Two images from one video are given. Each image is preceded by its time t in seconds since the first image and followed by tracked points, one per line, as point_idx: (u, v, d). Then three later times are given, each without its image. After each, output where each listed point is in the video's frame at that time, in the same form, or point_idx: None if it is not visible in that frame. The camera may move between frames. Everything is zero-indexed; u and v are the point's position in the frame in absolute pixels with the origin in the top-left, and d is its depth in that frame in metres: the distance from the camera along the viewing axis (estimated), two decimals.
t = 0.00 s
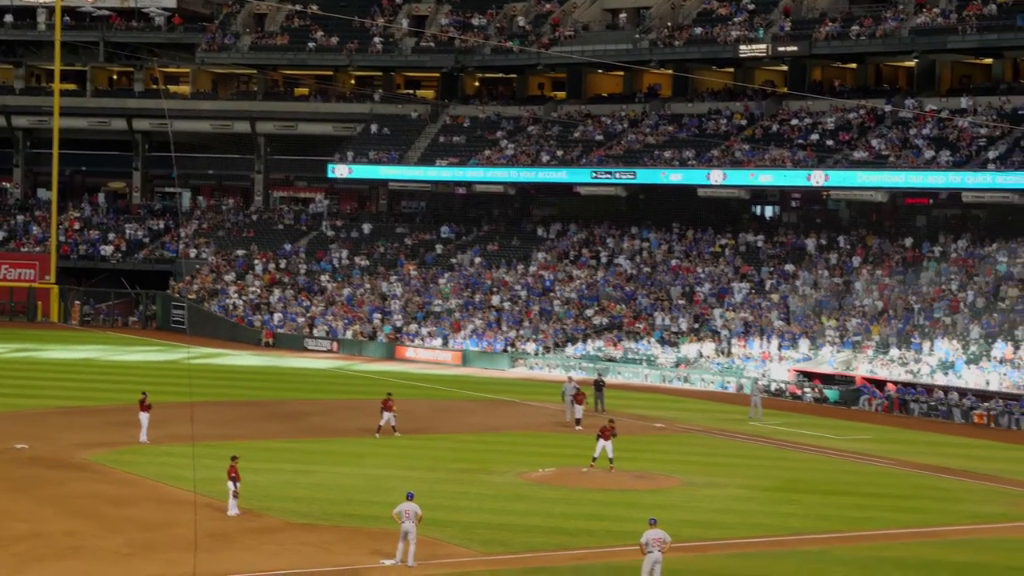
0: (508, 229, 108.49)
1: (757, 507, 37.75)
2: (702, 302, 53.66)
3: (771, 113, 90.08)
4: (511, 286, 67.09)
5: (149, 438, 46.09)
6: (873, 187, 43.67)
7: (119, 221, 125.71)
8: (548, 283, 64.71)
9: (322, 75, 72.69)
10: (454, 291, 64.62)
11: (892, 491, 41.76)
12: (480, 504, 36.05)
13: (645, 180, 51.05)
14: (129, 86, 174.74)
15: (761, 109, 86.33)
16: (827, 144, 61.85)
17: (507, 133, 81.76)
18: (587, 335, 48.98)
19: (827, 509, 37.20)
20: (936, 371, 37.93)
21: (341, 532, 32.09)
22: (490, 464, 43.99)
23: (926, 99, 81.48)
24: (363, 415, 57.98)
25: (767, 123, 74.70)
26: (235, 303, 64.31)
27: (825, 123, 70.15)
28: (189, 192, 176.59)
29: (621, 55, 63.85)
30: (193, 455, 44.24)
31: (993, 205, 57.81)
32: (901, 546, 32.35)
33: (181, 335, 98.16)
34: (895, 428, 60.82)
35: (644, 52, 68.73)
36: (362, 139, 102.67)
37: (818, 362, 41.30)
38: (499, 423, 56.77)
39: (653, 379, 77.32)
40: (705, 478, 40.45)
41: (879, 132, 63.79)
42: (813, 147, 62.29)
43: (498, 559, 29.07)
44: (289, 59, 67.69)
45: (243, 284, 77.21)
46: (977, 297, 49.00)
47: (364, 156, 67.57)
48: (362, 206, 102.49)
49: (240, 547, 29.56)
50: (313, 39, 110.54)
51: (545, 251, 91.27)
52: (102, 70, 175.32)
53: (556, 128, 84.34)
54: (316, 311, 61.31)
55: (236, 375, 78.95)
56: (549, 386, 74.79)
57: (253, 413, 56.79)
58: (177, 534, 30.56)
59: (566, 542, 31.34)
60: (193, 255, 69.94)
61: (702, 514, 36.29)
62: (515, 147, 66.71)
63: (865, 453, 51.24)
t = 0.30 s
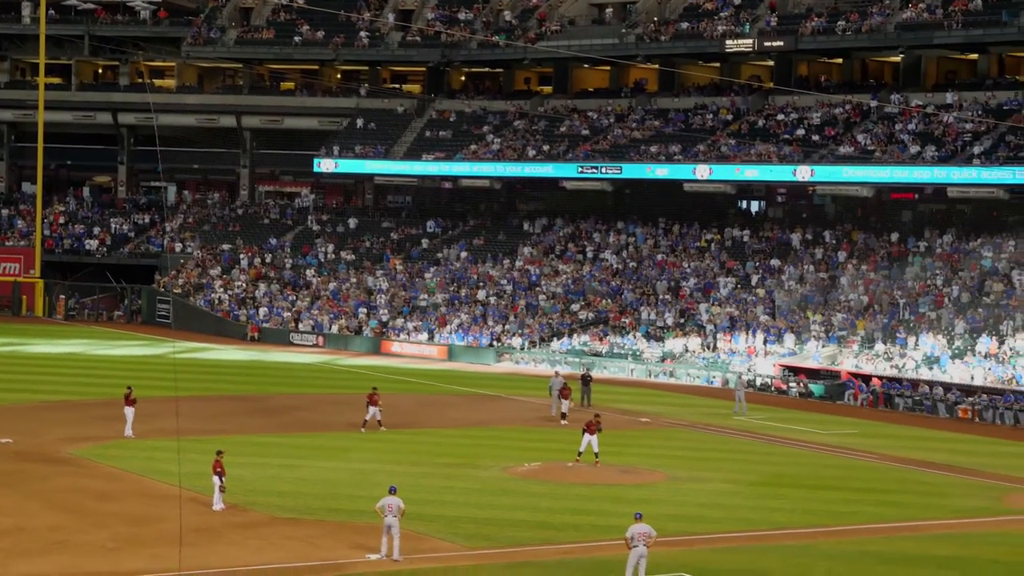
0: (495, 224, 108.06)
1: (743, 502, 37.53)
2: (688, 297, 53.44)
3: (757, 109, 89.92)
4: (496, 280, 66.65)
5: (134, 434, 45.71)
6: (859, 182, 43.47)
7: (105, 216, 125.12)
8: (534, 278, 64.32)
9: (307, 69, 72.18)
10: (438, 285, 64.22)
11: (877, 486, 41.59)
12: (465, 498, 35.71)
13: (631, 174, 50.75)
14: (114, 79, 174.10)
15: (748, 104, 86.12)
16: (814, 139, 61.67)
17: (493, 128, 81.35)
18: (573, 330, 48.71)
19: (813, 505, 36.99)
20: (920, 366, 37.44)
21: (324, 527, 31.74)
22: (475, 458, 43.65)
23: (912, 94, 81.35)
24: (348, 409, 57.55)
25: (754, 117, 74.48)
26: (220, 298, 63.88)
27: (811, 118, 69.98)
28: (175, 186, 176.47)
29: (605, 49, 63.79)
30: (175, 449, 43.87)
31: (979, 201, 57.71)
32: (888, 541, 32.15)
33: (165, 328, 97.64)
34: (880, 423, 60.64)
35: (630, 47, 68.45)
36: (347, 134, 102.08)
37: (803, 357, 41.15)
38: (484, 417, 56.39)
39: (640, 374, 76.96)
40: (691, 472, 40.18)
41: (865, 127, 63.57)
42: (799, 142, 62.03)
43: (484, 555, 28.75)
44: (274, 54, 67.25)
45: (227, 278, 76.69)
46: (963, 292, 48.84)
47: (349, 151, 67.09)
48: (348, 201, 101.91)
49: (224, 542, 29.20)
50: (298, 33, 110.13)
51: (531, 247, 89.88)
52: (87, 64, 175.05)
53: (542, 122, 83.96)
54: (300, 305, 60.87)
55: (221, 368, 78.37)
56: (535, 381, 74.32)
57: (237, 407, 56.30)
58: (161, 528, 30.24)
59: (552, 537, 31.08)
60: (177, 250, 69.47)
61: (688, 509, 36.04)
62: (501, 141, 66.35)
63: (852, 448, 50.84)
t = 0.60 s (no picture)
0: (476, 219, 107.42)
1: (726, 498, 37.12)
2: (671, 292, 53.07)
3: (739, 104, 89.59)
4: (477, 275, 66.07)
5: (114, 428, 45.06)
6: (841, 177, 43.16)
7: (84, 209, 124.02)
8: (515, 273, 63.77)
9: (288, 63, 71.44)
10: (418, 280, 63.61)
11: (860, 481, 41.22)
12: (445, 494, 35.16)
13: (614, 169, 50.37)
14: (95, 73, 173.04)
15: (729, 100, 85.17)
16: (796, 135, 61.31)
17: (474, 122, 80.77)
18: (554, 325, 48.26)
19: (795, 500, 36.60)
20: (901, 361, 36.89)
21: (304, 523, 31.21)
22: (456, 453, 43.12)
23: (894, 90, 81.06)
24: (328, 404, 56.88)
25: (736, 113, 74.12)
26: (198, 293, 63.16)
27: (793, 114, 69.69)
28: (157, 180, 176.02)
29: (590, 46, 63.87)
30: (154, 444, 43.23)
31: (961, 196, 57.46)
32: (870, 537, 31.78)
33: (144, 323, 96.71)
34: (861, 418, 60.42)
35: (613, 43, 68.01)
36: (328, 128, 101.24)
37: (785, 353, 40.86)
38: (465, 412, 55.80)
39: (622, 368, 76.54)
40: (674, 467, 39.74)
41: (847, 123, 63.29)
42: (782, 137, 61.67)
43: (465, 552, 28.25)
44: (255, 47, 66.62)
45: (206, 272, 75.94)
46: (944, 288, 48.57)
47: (328, 146, 66.42)
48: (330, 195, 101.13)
49: (202, 538, 28.63)
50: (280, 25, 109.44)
51: (515, 243, 88.75)
52: (69, 58, 174.66)
53: (524, 117, 83.41)
54: (278, 300, 60.27)
55: (200, 363, 77.56)
56: (516, 376, 73.73)
57: (216, 402, 55.61)
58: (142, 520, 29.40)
59: (533, 533, 30.57)
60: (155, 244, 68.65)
61: (671, 504, 35.60)
62: (482, 136, 65.80)
63: (829, 443, 50.15)
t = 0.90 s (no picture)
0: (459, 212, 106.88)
1: (706, 493, 36.66)
2: (651, 289, 52.60)
3: (719, 101, 89.37)
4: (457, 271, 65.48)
5: (93, 424, 44.48)
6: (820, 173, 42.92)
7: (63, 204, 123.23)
8: (495, 269, 63.26)
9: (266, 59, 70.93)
10: (398, 275, 63.03)
11: (841, 476, 40.79)
12: (424, 491, 34.59)
13: (595, 166, 50.00)
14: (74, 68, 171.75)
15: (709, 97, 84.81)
16: (776, 132, 60.97)
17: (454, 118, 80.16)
18: (535, 321, 47.71)
19: (776, 495, 36.15)
20: (880, 359, 36.53)
21: (280, 519, 30.57)
22: (434, 449, 42.58)
23: (874, 87, 80.81)
24: (309, 400, 56.18)
25: (717, 109, 73.81)
26: (177, 289, 62.48)
27: (773, 110, 69.56)
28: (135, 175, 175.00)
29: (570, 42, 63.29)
30: (131, 439, 42.54)
31: (940, 193, 57.33)
32: (849, 533, 31.29)
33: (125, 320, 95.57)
34: (839, 414, 60.09)
35: (594, 38, 67.67)
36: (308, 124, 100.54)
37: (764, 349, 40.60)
38: (446, 408, 55.21)
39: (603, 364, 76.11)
40: (656, 462, 39.24)
41: (826, 120, 62.89)
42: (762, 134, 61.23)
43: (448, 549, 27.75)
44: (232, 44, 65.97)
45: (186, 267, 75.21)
46: (922, 284, 48.24)
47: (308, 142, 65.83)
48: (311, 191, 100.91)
49: (180, 533, 28.07)
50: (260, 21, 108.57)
51: (494, 239, 88.15)
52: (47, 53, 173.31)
53: (505, 111, 82.90)
54: (258, 296, 59.65)
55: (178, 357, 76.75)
56: (497, 372, 73.12)
57: (195, 397, 54.90)
58: (117, 518, 28.86)
59: (511, 529, 30.01)
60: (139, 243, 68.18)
61: (652, 500, 35.06)
62: (465, 132, 65.00)
63: (807, 439, 49.79)
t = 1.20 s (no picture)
0: (438, 206, 106.23)
1: (686, 488, 36.11)
2: (631, 283, 52.23)
3: (699, 95, 89.09)
4: (437, 264, 64.96)
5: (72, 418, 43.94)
6: (799, 169, 42.66)
7: (41, 197, 122.60)
8: (475, 264, 62.79)
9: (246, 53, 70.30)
10: (378, 269, 62.44)
11: (820, 470, 40.46)
12: (403, 486, 34.07)
13: (575, 161, 49.57)
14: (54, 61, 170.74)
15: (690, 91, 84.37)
16: (755, 127, 60.68)
17: (434, 112, 79.56)
18: (515, 316, 47.28)
19: (756, 489, 35.79)
20: (861, 354, 36.07)
21: (258, 515, 30.03)
22: (413, 444, 41.91)
23: (853, 82, 80.58)
24: (289, 394, 55.59)
25: (698, 104, 73.28)
26: (156, 282, 61.83)
27: (752, 106, 69.32)
28: (115, 168, 173.77)
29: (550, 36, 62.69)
30: (107, 433, 41.79)
31: (919, 188, 57.11)
32: (827, 528, 30.91)
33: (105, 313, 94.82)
34: (819, 409, 59.59)
35: (573, 34, 67.26)
36: (287, 117, 99.76)
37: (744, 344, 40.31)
38: (425, 402, 54.65)
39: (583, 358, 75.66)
40: (636, 457, 38.82)
41: (806, 115, 62.62)
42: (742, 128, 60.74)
43: (425, 546, 27.25)
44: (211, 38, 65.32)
45: (166, 261, 74.44)
46: (902, 279, 47.80)
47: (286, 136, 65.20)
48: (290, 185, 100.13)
49: (160, 531, 27.49)
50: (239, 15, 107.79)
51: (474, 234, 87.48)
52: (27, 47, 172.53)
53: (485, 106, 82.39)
54: (237, 290, 59.01)
55: (157, 350, 76.00)
56: (476, 367, 72.37)
57: (173, 391, 54.27)
58: (91, 514, 28.18)
59: (490, 524, 29.52)
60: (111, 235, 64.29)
61: (631, 494, 34.61)
62: (445, 126, 64.50)
63: (788, 434, 49.28)
